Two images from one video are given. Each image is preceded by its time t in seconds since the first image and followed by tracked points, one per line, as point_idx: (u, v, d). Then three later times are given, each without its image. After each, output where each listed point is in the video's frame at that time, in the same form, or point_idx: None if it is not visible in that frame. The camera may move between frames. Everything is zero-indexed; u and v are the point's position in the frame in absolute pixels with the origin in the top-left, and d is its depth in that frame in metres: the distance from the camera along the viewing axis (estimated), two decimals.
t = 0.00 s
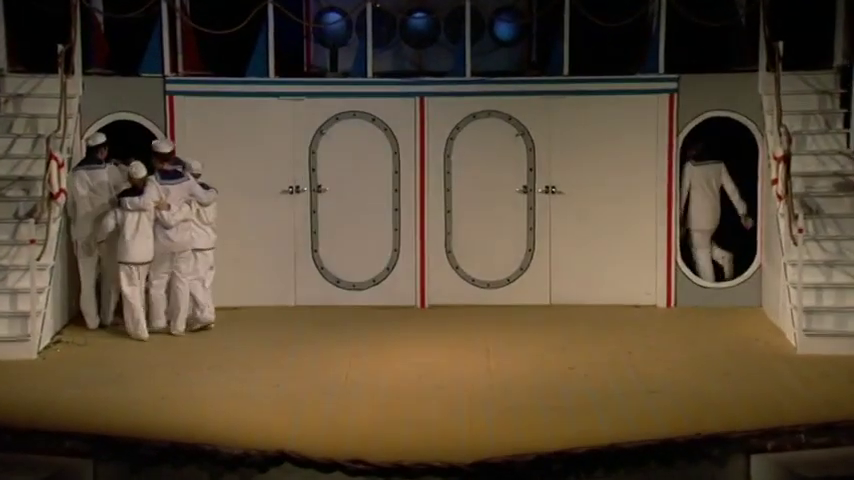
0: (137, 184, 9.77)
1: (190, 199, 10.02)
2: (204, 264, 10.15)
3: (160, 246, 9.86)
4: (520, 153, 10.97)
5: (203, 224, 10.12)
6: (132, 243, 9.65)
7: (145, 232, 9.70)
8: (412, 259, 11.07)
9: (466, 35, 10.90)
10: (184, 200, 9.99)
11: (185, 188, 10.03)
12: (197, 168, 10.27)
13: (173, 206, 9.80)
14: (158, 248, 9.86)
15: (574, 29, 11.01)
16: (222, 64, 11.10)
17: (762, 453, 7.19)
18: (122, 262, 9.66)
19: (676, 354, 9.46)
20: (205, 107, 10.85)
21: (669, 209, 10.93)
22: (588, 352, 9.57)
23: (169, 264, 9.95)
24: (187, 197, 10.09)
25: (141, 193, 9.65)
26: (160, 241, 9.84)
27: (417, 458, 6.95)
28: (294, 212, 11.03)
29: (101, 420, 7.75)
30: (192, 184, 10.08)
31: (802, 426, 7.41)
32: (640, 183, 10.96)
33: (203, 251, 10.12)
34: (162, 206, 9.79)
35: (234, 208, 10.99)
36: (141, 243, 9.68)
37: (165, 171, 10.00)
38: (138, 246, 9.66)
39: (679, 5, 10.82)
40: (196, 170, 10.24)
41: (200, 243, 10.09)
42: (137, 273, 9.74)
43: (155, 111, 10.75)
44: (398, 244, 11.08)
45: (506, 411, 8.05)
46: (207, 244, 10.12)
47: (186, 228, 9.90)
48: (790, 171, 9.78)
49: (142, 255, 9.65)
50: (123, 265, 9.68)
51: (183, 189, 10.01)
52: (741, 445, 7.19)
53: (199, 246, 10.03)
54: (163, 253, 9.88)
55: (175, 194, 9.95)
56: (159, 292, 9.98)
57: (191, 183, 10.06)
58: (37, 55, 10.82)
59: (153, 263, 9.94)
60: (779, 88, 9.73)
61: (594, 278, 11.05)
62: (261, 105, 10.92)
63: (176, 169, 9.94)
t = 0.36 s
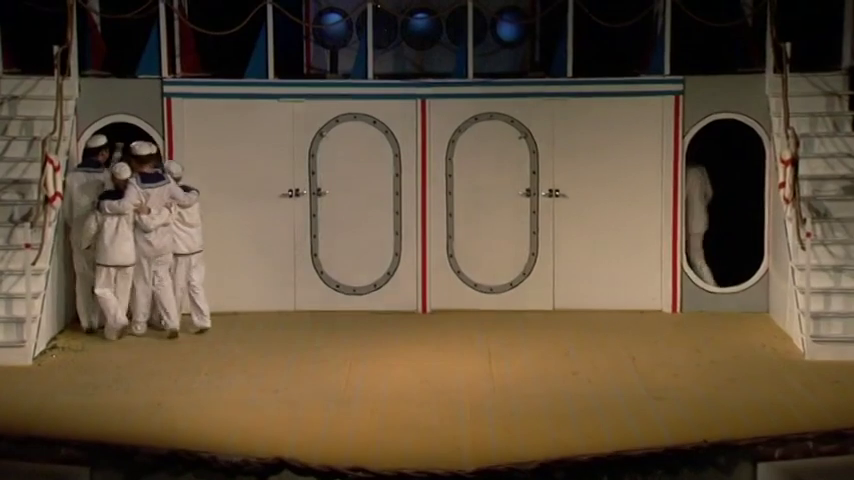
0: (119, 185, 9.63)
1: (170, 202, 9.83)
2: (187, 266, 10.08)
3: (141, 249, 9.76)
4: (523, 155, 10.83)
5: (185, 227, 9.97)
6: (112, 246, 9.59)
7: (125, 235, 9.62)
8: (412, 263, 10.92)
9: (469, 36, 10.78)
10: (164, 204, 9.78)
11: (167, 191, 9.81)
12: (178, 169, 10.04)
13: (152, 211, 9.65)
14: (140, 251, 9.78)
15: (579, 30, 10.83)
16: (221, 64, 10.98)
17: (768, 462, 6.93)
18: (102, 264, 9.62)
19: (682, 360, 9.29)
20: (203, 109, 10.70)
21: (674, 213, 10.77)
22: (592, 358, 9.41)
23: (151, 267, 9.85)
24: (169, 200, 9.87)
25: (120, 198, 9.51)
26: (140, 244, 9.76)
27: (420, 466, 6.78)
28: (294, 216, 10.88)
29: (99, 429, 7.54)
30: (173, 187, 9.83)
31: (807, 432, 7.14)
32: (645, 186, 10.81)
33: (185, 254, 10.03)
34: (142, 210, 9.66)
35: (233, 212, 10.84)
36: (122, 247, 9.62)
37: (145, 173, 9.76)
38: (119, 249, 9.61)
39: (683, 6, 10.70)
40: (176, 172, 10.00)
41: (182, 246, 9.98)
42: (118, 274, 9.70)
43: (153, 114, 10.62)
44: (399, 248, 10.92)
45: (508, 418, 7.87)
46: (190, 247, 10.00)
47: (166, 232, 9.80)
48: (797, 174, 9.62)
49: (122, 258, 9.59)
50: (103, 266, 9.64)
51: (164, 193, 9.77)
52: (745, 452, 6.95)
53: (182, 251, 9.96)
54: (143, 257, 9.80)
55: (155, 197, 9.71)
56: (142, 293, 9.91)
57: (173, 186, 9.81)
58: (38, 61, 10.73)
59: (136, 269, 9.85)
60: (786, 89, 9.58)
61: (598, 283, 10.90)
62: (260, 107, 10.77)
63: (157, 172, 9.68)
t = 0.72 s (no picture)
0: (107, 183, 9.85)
1: (160, 201, 10.08)
2: (175, 266, 10.27)
3: (130, 247, 9.97)
4: (524, 157, 10.82)
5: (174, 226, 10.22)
6: (99, 244, 9.76)
7: (112, 232, 9.80)
8: (414, 264, 10.91)
9: (470, 38, 10.78)
10: (153, 203, 9.98)
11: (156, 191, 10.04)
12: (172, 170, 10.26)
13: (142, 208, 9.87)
14: (128, 250, 9.95)
15: (580, 30, 10.80)
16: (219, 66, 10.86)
17: (771, 464, 6.90)
18: (89, 262, 9.80)
19: (683, 361, 9.28)
20: (205, 110, 10.70)
21: (677, 214, 10.76)
22: (594, 359, 9.39)
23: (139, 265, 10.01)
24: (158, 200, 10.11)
25: (109, 195, 9.68)
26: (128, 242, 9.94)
27: (421, 468, 6.74)
28: (294, 217, 10.87)
29: (99, 432, 7.52)
30: (162, 186, 10.07)
31: (810, 434, 7.10)
32: (646, 187, 10.80)
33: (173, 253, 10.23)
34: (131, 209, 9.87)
35: (235, 214, 10.83)
36: (110, 245, 9.78)
37: (135, 172, 9.99)
38: (106, 247, 9.77)
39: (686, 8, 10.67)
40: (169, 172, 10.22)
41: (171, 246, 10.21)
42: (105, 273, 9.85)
43: (154, 115, 10.62)
44: (400, 250, 10.91)
45: (509, 419, 7.85)
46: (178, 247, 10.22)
47: (155, 230, 10.01)
48: (799, 175, 9.61)
49: (109, 257, 9.76)
50: (90, 264, 9.81)
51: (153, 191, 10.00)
52: (749, 455, 6.91)
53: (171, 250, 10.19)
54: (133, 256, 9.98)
55: (144, 196, 9.90)
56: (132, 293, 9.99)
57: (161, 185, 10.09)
58: (38, 61, 10.71)
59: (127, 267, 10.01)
60: (788, 90, 9.58)
61: (599, 285, 10.89)
62: (262, 108, 10.76)
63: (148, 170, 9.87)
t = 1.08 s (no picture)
0: (104, 184, 9.88)
1: (158, 203, 10.11)
2: (173, 268, 10.27)
3: (126, 247, 10.02)
4: (526, 160, 10.82)
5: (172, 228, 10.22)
6: (95, 244, 9.80)
7: (109, 232, 9.84)
8: (416, 267, 10.91)
9: (471, 41, 10.79)
10: (151, 205, 10.03)
11: (155, 193, 10.07)
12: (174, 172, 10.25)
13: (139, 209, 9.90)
14: (124, 250, 10.01)
15: (582, 34, 10.81)
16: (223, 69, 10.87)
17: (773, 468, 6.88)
18: (85, 262, 9.82)
19: (685, 365, 9.27)
20: (206, 113, 10.71)
21: (678, 217, 10.76)
22: (596, 363, 9.38)
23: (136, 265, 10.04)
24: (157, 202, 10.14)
25: (106, 194, 9.76)
26: (126, 242, 10.00)
27: (423, 472, 6.73)
28: (296, 220, 10.87)
29: (100, 435, 7.52)
30: (162, 189, 10.11)
31: (813, 438, 7.08)
32: (648, 190, 10.80)
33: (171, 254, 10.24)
34: (129, 210, 9.94)
35: (237, 217, 10.83)
36: (105, 245, 9.82)
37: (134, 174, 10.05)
38: (102, 247, 9.81)
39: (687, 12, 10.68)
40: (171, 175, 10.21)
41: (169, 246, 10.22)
42: (100, 273, 9.88)
43: (156, 119, 10.63)
44: (402, 253, 10.91)
45: (511, 423, 7.84)
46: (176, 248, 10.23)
47: (152, 230, 10.05)
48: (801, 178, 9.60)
49: (104, 256, 9.80)
50: (86, 265, 9.83)
51: (153, 193, 10.06)
52: (751, 458, 6.89)
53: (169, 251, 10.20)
54: (130, 256, 10.02)
55: (142, 197, 9.98)
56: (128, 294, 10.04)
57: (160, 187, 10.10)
58: (40, 64, 10.72)
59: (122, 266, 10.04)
60: (790, 93, 9.57)
61: (601, 288, 10.89)
62: (264, 111, 10.76)
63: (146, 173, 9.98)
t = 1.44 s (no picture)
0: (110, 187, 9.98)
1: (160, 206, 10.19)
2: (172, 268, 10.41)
3: (127, 249, 10.14)
4: (528, 164, 10.82)
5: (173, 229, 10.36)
6: (99, 246, 9.90)
7: (112, 235, 9.94)
8: (417, 272, 10.91)
9: (473, 46, 10.80)
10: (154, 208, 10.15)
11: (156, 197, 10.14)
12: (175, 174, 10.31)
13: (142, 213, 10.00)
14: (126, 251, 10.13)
15: (583, 38, 10.81)
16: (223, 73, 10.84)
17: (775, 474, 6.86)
18: (88, 263, 9.94)
19: (687, 369, 9.27)
20: (208, 118, 10.72)
21: (680, 220, 10.75)
22: (598, 367, 9.38)
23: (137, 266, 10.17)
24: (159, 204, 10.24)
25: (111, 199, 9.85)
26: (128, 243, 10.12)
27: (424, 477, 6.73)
28: (298, 225, 10.87)
29: (102, 440, 7.51)
30: (163, 193, 10.16)
31: (814, 444, 7.06)
32: (650, 195, 10.79)
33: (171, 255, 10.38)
34: (133, 213, 10.06)
35: (238, 221, 10.84)
36: (109, 247, 9.92)
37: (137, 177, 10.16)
38: (106, 250, 9.92)
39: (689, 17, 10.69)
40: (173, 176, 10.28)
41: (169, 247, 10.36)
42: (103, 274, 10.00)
43: (158, 123, 10.65)
44: (404, 258, 10.91)
45: (512, 428, 7.83)
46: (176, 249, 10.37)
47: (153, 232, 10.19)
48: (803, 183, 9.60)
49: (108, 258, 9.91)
50: (89, 266, 9.95)
51: (154, 197, 10.13)
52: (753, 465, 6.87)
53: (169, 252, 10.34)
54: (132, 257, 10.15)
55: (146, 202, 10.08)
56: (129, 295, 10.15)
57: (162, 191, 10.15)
58: (42, 68, 10.73)
59: (124, 268, 10.15)
60: (791, 97, 9.57)
61: (603, 293, 10.88)
62: (266, 116, 10.77)
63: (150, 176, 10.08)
